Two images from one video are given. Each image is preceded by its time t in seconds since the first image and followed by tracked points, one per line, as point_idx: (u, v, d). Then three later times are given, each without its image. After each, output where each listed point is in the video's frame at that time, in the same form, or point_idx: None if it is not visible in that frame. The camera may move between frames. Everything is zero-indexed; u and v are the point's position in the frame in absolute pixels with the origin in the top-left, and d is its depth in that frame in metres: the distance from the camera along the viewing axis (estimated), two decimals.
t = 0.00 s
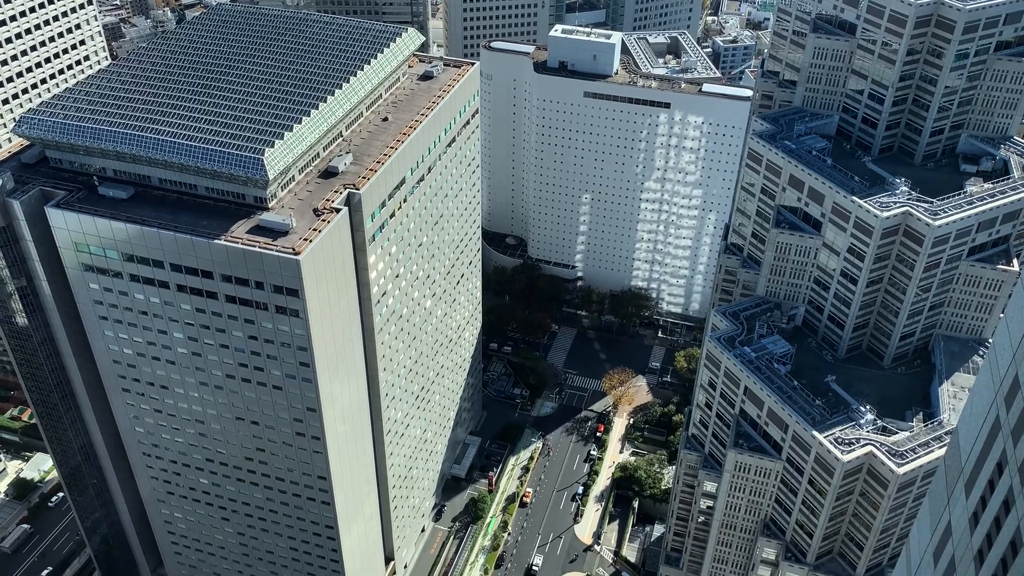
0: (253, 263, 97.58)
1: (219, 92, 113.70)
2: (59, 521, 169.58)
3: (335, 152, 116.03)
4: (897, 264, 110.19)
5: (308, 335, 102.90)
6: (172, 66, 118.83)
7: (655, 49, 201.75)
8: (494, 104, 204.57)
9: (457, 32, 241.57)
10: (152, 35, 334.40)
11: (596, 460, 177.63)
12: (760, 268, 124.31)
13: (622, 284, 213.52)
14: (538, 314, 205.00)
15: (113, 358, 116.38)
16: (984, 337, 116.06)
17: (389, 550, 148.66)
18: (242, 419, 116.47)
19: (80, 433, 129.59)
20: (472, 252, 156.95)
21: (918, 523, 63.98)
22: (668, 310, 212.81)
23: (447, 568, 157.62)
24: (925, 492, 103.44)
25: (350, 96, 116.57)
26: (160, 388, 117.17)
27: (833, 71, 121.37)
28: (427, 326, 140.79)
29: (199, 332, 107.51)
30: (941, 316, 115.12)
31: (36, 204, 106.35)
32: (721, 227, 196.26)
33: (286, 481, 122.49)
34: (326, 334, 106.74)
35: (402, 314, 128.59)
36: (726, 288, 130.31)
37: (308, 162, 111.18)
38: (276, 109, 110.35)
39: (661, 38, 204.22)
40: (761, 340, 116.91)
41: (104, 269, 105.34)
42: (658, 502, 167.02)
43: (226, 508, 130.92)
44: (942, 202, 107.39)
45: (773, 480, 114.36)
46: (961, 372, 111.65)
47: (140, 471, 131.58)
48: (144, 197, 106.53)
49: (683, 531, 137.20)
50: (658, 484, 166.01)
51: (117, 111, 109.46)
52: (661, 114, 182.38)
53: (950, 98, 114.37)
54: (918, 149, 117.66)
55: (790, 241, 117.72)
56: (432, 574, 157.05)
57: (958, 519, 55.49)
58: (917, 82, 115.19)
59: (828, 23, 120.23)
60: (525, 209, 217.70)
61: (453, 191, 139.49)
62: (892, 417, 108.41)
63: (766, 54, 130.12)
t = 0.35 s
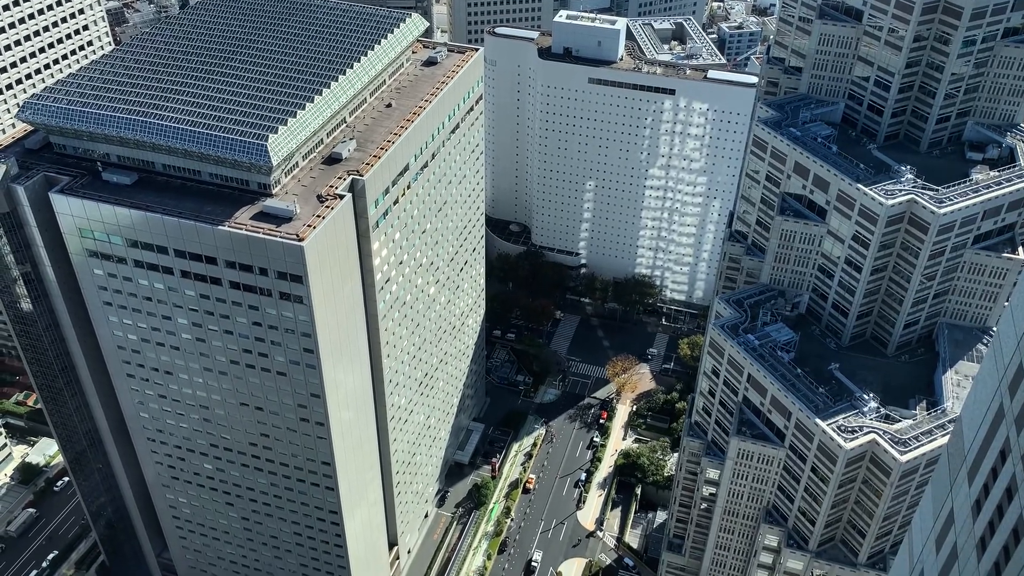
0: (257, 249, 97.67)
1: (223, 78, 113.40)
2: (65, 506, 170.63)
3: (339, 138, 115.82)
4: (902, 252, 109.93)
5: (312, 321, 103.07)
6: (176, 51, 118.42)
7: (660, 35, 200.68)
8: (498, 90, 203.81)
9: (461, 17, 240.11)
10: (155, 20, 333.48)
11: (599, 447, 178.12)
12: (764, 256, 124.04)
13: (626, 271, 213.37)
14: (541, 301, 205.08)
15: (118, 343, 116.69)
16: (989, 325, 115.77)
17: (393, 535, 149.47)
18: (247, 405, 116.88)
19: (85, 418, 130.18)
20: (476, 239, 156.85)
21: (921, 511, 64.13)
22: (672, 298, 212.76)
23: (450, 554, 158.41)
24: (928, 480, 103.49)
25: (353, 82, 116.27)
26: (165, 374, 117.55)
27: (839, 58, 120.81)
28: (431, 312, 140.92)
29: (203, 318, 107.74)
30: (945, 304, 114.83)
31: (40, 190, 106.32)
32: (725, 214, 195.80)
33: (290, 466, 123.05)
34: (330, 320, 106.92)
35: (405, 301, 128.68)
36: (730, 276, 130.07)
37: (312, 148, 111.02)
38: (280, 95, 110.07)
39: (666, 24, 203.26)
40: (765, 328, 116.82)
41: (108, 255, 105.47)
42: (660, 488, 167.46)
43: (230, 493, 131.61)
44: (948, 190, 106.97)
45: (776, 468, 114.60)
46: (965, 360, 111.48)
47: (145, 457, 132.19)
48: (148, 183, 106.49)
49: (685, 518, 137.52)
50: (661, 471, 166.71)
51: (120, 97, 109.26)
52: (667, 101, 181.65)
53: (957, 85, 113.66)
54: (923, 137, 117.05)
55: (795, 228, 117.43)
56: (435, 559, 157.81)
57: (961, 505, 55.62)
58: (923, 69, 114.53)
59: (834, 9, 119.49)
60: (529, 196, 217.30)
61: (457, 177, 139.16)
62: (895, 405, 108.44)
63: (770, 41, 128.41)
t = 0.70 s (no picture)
0: (262, 235, 97.72)
1: (227, 63, 113.11)
2: (71, 491, 171.56)
3: (344, 125, 115.68)
4: (907, 240, 109.65)
5: (317, 308, 103.25)
6: (180, 37, 118.07)
7: (666, 21, 199.72)
8: (504, 77, 203.18)
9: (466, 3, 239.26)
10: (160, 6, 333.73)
11: (603, 434, 178.54)
12: (769, 244, 123.78)
13: (631, 259, 213.14)
14: (546, 288, 205.25)
15: (123, 329, 117.09)
16: (994, 314, 115.39)
17: (397, 521, 150.23)
18: (252, 390, 117.22)
19: (91, 404, 130.82)
20: (481, 226, 156.89)
21: (924, 499, 64.28)
22: (676, 285, 212.58)
23: (454, 539, 159.02)
24: (931, 468, 103.52)
25: (358, 68, 115.92)
26: (170, 360, 117.95)
27: (846, 44, 120.61)
28: (436, 299, 141.15)
29: (208, 304, 108.01)
30: (951, 292, 114.49)
31: (45, 175, 106.50)
32: (730, 202, 195.27)
33: (295, 452, 123.58)
34: (335, 306, 107.09)
35: (410, 288, 128.83)
36: (735, 264, 129.84)
37: (316, 134, 110.92)
38: (285, 81, 109.81)
39: (673, 10, 202.39)
40: (770, 316, 116.71)
41: (114, 242, 105.64)
42: (664, 475, 167.79)
43: (236, 478, 132.30)
44: (954, 178, 106.54)
45: (780, 456, 114.75)
46: (970, 349, 111.22)
47: (150, 442, 132.82)
48: (153, 169, 106.53)
49: (689, 505, 137.95)
50: (665, 458, 167.28)
51: (125, 83, 109.14)
52: (672, 87, 180.89)
53: (965, 73, 113.00)
54: (930, 124, 116.44)
55: (800, 216, 117.16)
56: (440, 544, 158.51)
57: (964, 493, 55.74)
58: (931, 56, 113.89)
59: None
60: (534, 183, 216.93)
61: (461, 164, 138.98)
62: (900, 393, 108.43)
63: (777, 27, 129.63)
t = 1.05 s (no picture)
0: (268, 216, 97.76)
1: (233, 43, 112.61)
2: (80, 469, 172.95)
3: (349, 106, 115.32)
4: (915, 224, 109.21)
5: (323, 289, 103.46)
6: (185, 16, 117.46)
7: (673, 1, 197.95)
8: (511, 57, 202.14)
9: None
10: None
11: (607, 416, 179.13)
12: (776, 227, 123.42)
13: (637, 242, 212.75)
14: (552, 271, 205.30)
15: (131, 309, 117.57)
16: (1002, 298, 114.96)
17: (403, 501, 151.30)
18: (259, 370, 117.73)
19: (99, 384, 131.58)
20: (487, 208, 156.64)
21: (929, 482, 64.46)
22: (682, 268, 212.26)
23: (459, 519, 160.23)
24: (936, 452, 103.63)
25: (364, 49, 115.38)
26: (177, 340, 118.49)
27: (856, 26, 119.46)
28: (441, 281, 141.30)
29: (215, 285, 108.33)
30: (958, 276, 114.06)
31: (52, 155, 106.52)
32: (737, 184, 194.45)
33: (302, 432, 124.28)
34: (341, 288, 107.27)
35: (416, 270, 128.91)
36: (741, 247, 129.55)
37: (322, 115, 110.62)
38: (291, 61, 109.34)
39: None
40: (776, 299, 116.54)
41: (121, 222, 105.85)
42: (668, 458, 168.33)
43: (243, 458, 133.20)
44: (963, 161, 105.92)
45: (784, 438, 115.07)
46: (976, 333, 110.98)
47: (158, 421, 133.65)
48: (159, 150, 106.49)
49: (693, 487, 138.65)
50: (669, 440, 167.90)
51: (131, 63, 108.85)
52: (680, 69, 179.72)
53: (975, 55, 111.98)
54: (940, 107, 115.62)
55: (807, 199, 116.75)
56: (445, 524, 159.62)
57: (969, 477, 55.90)
58: (942, 38, 112.82)
59: None
60: (540, 165, 216.31)
61: (467, 146, 138.58)
62: (905, 377, 108.42)
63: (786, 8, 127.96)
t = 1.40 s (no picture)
0: (275, 197, 97.74)
1: (239, 23, 112.13)
2: (90, 448, 174.51)
3: (356, 86, 114.94)
4: (924, 206, 108.62)
5: (330, 270, 103.60)
6: None
7: None
8: (518, 38, 200.94)
9: None
10: None
11: (613, 398, 179.56)
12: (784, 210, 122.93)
13: (644, 224, 212.19)
14: (559, 253, 205.18)
15: (139, 290, 118.01)
16: (1011, 282, 114.45)
17: (409, 481, 152.23)
18: (266, 351, 118.14)
19: (107, 364, 132.24)
20: (493, 190, 156.34)
21: (935, 465, 64.46)
22: (689, 251, 211.79)
23: (465, 499, 161.11)
24: (942, 435, 103.61)
25: (370, 29, 114.84)
26: (185, 320, 118.95)
27: (866, 7, 118.21)
28: (448, 263, 141.38)
29: (222, 266, 108.54)
30: (967, 259, 113.54)
31: (60, 136, 106.61)
32: (745, 166, 193.45)
33: (309, 413, 124.88)
34: (348, 269, 107.38)
35: (423, 252, 128.96)
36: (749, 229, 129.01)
37: (329, 96, 110.32)
38: (298, 41, 108.91)
39: None
40: (783, 282, 116.23)
41: (128, 202, 105.99)
42: (674, 439, 168.81)
43: (251, 438, 134.01)
44: (974, 144, 105.18)
45: (790, 421, 115.23)
46: (984, 316, 110.65)
47: (166, 401, 134.42)
48: (167, 130, 106.43)
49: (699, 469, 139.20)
50: (675, 422, 168.41)
51: (137, 44, 108.56)
52: (689, 50, 178.40)
53: (987, 36, 110.84)
54: (951, 89, 114.68)
55: (815, 181, 116.14)
56: (451, 504, 160.64)
57: (975, 460, 55.89)
58: (953, 18, 111.66)
59: None
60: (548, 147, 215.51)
61: (474, 127, 138.11)
62: (912, 360, 108.28)
63: None
